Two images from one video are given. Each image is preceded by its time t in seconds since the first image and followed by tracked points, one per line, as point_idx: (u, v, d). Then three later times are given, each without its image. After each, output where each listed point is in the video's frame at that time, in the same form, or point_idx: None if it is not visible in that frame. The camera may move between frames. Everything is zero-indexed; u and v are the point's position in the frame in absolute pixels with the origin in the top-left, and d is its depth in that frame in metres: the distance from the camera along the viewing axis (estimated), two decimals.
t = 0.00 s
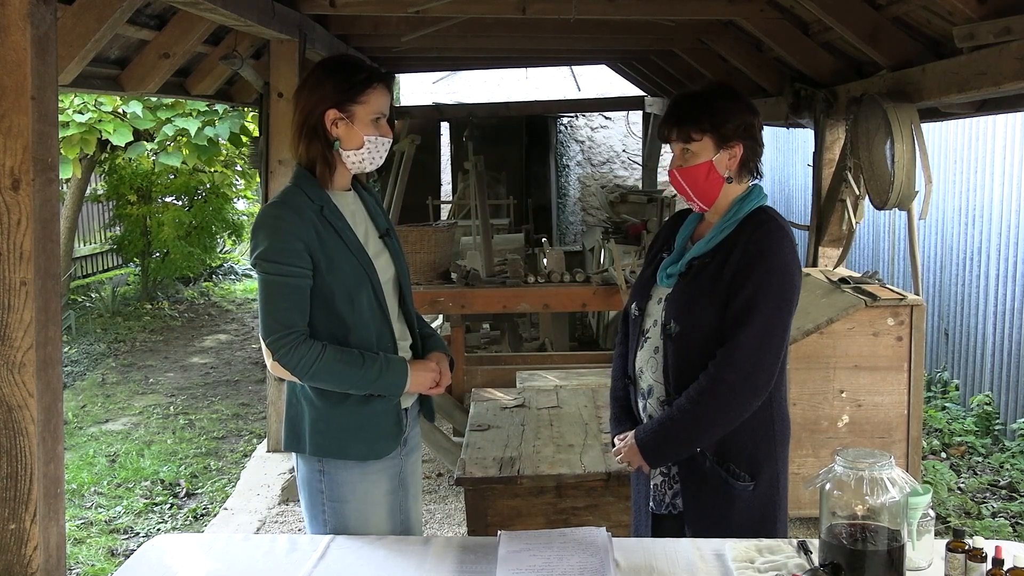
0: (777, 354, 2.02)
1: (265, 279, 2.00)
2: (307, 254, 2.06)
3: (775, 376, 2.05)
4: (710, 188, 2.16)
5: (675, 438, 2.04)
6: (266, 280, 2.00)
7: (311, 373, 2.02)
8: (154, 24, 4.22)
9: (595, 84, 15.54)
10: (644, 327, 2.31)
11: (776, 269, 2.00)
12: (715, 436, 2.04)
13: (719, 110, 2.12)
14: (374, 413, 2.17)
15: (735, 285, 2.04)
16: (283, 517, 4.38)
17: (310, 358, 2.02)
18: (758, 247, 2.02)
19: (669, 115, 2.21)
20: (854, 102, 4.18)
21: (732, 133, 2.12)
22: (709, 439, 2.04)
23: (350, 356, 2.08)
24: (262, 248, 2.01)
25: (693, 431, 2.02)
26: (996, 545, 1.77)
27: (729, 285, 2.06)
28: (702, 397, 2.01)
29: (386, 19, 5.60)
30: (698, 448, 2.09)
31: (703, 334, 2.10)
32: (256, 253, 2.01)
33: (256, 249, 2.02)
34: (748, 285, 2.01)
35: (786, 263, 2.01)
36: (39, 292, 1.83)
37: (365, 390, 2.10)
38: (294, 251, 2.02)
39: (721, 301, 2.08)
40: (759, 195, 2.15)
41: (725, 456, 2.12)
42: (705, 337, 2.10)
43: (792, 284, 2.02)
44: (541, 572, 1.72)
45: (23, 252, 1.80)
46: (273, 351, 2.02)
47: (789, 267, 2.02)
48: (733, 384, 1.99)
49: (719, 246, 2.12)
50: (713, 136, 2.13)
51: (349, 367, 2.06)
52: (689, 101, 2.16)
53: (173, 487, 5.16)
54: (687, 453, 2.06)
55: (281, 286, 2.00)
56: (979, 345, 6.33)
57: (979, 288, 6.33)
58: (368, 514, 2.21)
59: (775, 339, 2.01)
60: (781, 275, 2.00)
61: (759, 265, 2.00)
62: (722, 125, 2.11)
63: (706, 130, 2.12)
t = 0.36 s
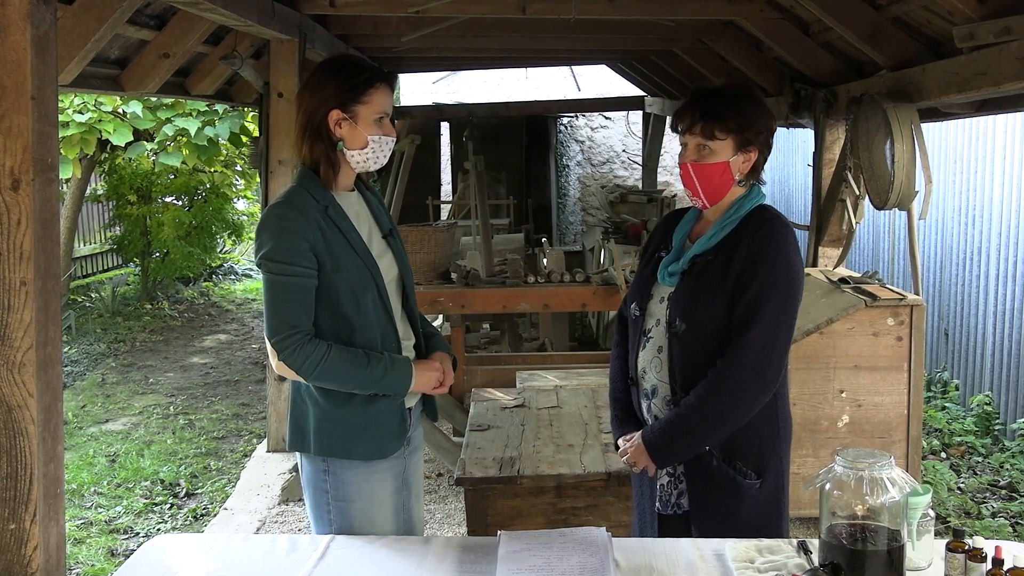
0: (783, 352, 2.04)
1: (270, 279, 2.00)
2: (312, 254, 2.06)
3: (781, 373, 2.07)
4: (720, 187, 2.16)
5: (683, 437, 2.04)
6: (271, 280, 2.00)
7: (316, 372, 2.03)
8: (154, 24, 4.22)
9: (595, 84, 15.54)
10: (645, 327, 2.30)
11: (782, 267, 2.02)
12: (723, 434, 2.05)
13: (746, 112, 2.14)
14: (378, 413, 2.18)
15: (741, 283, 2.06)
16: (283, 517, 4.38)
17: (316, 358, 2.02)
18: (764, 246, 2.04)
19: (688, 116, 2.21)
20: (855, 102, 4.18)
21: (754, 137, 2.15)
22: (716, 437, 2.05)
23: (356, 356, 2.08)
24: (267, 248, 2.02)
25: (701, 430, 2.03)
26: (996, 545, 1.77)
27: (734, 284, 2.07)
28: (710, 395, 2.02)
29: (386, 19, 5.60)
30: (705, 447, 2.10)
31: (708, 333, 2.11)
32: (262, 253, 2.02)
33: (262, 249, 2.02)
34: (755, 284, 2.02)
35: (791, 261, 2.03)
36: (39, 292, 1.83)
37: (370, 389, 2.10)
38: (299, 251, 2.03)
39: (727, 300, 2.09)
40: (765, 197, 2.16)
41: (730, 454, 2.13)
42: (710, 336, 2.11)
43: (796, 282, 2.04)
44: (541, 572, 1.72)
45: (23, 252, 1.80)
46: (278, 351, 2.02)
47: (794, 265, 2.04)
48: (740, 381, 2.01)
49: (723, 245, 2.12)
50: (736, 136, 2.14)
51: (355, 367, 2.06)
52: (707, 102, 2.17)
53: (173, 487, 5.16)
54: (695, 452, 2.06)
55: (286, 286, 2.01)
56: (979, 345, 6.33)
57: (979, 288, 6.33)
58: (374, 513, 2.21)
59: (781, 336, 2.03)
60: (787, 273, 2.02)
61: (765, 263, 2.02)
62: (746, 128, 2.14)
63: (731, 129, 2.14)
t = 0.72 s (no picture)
0: (786, 352, 2.04)
1: (273, 279, 2.00)
2: (315, 255, 2.06)
3: (783, 374, 2.07)
4: (720, 185, 2.16)
5: (685, 437, 2.04)
6: (274, 279, 2.00)
7: (319, 373, 2.03)
8: (154, 24, 4.22)
9: (595, 84, 15.53)
10: (647, 326, 2.30)
11: (785, 268, 2.02)
12: (725, 433, 2.05)
13: (742, 109, 2.15)
14: (380, 413, 2.18)
15: (744, 284, 2.06)
16: (283, 517, 4.38)
17: (318, 358, 2.02)
18: (768, 246, 2.04)
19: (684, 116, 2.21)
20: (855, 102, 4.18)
21: (751, 133, 2.15)
22: (719, 438, 2.05)
23: (358, 356, 2.08)
24: (270, 248, 2.02)
25: (704, 430, 2.03)
26: (996, 545, 1.77)
27: (737, 284, 2.07)
28: (713, 395, 2.02)
29: (386, 19, 5.60)
30: (708, 448, 2.10)
31: (711, 333, 2.11)
32: (265, 253, 2.02)
33: (264, 249, 2.03)
34: (758, 284, 2.02)
35: (794, 262, 2.03)
36: (39, 292, 1.83)
37: (372, 390, 2.10)
38: (302, 252, 2.03)
39: (731, 301, 2.09)
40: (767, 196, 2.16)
41: (733, 455, 2.12)
42: (713, 337, 2.11)
43: (799, 283, 2.04)
44: (541, 572, 1.72)
45: (23, 252, 1.80)
46: (281, 351, 2.02)
47: (797, 266, 2.04)
48: (743, 381, 2.01)
49: (725, 245, 2.12)
50: (733, 133, 2.14)
51: (357, 367, 2.07)
52: (701, 101, 2.18)
53: (173, 487, 5.16)
54: (697, 452, 2.06)
55: (289, 286, 2.01)
56: (979, 345, 6.33)
57: (979, 288, 6.33)
58: (375, 513, 2.20)
59: (783, 337, 2.03)
60: (790, 274, 2.02)
61: (769, 264, 2.02)
62: (742, 125, 2.14)
63: (728, 127, 2.14)
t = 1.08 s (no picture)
0: (787, 352, 2.04)
1: (272, 279, 2.01)
2: (314, 255, 2.06)
3: (784, 374, 2.07)
4: (717, 183, 2.16)
5: (687, 436, 2.04)
6: (274, 280, 2.01)
7: (318, 373, 2.03)
8: (154, 24, 4.22)
9: (596, 84, 15.52)
10: (648, 327, 2.30)
11: (785, 268, 2.02)
12: (726, 434, 2.05)
13: (736, 106, 2.14)
14: (380, 413, 2.18)
15: (744, 283, 2.06)
16: (282, 517, 4.37)
17: (318, 358, 2.02)
18: (768, 246, 2.04)
19: (678, 114, 2.22)
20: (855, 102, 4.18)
21: (746, 129, 2.15)
22: (720, 437, 2.05)
23: (357, 356, 2.08)
24: (269, 248, 2.02)
25: (705, 430, 2.03)
26: (996, 545, 1.77)
27: (738, 284, 2.07)
28: (715, 395, 2.02)
29: (386, 19, 5.59)
30: (709, 448, 2.09)
31: (712, 332, 2.11)
32: (264, 253, 2.02)
33: (264, 250, 2.03)
34: (758, 284, 2.02)
35: (795, 263, 2.04)
36: (39, 292, 1.83)
37: (371, 390, 2.10)
38: (302, 252, 2.03)
39: (731, 301, 2.08)
40: (764, 195, 2.16)
41: (734, 454, 2.12)
42: (714, 336, 2.11)
43: (799, 282, 2.04)
44: (541, 572, 1.72)
45: (23, 252, 1.80)
46: (280, 351, 2.02)
47: (797, 265, 2.04)
48: (744, 381, 2.01)
49: (725, 245, 2.12)
50: (728, 131, 2.15)
51: (356, 367, 2.07)
52: (696, 100, 2.18)
53: (173, 487, 5.16)
54: (698, 452, 2.06)
55: (288, 286, 2.01)
56: (979, 345, 6.33)
57: (979, 288, 6.33)
58: (373, 513, 2.20)
59: (784, 336, 2.03)
60: (789, 274, 2.02)
61: (768, 264, 2.02)
62: (737, 122, 2.14)
63: (723, 124, 2.14)
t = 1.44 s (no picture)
0: (788, 352, 2.04)
1: (271, 279, 2.01)
2: (313, 255, 2.06)
3: (785, 374, 2.08)
4: (712, 182, 2.16)
5: (690, 437, 2.04)
6: (272, 279, 2.01)
7: (314, 373, 2.03)
8: (154, 24, 4.22)
9: (596, 84, 15.50)
10: (648, 327, 2.30)
11: (787, 267, 2.02)
12: (729, 434, 2.05)
13: (722, 104, 2.15)
14: (378, 415, 2.18)
15: (746, 283, 2.06)
16: (282, 517, 4.37)
17: (314, 359, 2.03)
18: (770, 246, 2.04)
19: (668, 117, 2.23)
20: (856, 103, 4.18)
21: (735, 126, 2.15)
22: (723, 438, 2.05)
23: (354, 358, 2.08)
24: (269, 248, 2.02)
25: (708, 431, 2.03)
26: (996, 545, 1.77)
27: (740, 284, 2.07)
28: (718, 395, 2.02)
29: (386, 19, 5.59)
30: (712, 448, 2.09)
31: (714, 333, 2.11)
32: (264, 252, 2.03)
33: (264, 249, 2.03)
34: (760, 284, 2.02)
35: (795, 262, 2.04)
36: (39, 293, 1.83)
37: (368, 392, 2.10)
38: (301, 252, 2.03)
39: (733, 301, 2.09)
40: (763, 195, 2.17)
41: (736, 454, 2.13)
42: (716, 337, 2.11)
43: (801, 282, 2.04)
44: (541, 572, 1.72)
45: (23, 252, 1.80)
46: (277, 350, 2.03)
47: (798, 265, 2.04)
48: (747, 381, 2.01)
49: (726, 246, 2.12)
50: (715, 130, 2.15)
51: (353, 368, 2.07)
52: (683, 102, 2.19)
53: (173, 487, 5.17)
54: (702, 453, 2.06)
55: (286, 286, 2.01)
56: (978, 345, 6.33)
57: (979, 288, 6.33)
58: (367, 514, 2.20)
59: (786, 336, 2.03)
60: (791, 274, 2.02)
61: (770, 264, 2.02)
62: (724, 120, 2.14)
63: (710, 124, 2.14)
